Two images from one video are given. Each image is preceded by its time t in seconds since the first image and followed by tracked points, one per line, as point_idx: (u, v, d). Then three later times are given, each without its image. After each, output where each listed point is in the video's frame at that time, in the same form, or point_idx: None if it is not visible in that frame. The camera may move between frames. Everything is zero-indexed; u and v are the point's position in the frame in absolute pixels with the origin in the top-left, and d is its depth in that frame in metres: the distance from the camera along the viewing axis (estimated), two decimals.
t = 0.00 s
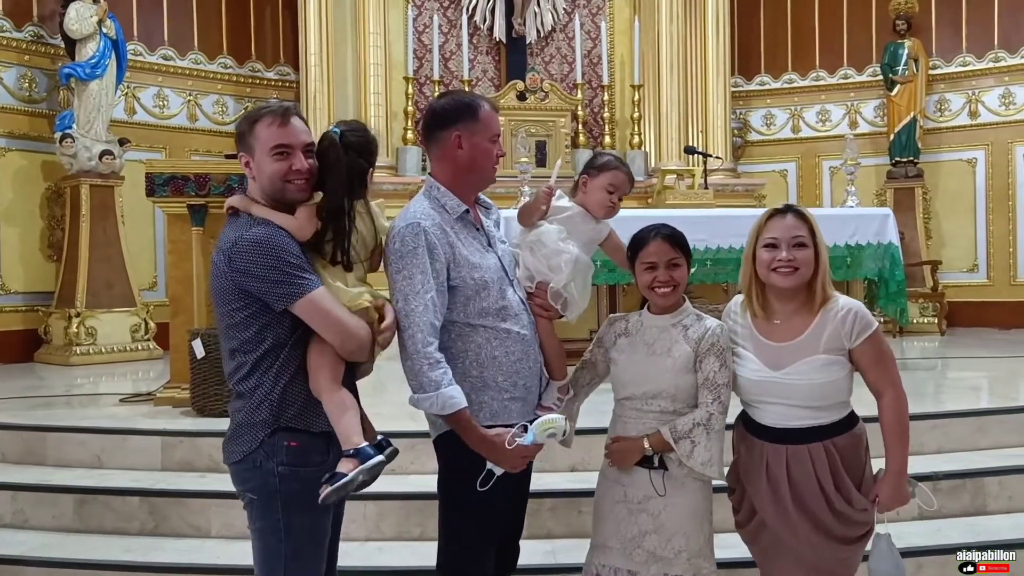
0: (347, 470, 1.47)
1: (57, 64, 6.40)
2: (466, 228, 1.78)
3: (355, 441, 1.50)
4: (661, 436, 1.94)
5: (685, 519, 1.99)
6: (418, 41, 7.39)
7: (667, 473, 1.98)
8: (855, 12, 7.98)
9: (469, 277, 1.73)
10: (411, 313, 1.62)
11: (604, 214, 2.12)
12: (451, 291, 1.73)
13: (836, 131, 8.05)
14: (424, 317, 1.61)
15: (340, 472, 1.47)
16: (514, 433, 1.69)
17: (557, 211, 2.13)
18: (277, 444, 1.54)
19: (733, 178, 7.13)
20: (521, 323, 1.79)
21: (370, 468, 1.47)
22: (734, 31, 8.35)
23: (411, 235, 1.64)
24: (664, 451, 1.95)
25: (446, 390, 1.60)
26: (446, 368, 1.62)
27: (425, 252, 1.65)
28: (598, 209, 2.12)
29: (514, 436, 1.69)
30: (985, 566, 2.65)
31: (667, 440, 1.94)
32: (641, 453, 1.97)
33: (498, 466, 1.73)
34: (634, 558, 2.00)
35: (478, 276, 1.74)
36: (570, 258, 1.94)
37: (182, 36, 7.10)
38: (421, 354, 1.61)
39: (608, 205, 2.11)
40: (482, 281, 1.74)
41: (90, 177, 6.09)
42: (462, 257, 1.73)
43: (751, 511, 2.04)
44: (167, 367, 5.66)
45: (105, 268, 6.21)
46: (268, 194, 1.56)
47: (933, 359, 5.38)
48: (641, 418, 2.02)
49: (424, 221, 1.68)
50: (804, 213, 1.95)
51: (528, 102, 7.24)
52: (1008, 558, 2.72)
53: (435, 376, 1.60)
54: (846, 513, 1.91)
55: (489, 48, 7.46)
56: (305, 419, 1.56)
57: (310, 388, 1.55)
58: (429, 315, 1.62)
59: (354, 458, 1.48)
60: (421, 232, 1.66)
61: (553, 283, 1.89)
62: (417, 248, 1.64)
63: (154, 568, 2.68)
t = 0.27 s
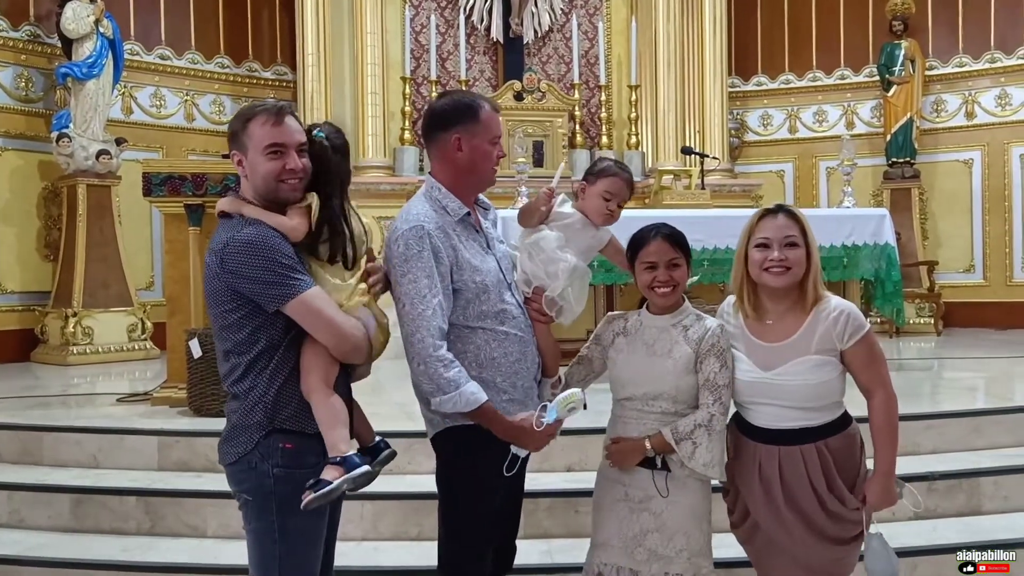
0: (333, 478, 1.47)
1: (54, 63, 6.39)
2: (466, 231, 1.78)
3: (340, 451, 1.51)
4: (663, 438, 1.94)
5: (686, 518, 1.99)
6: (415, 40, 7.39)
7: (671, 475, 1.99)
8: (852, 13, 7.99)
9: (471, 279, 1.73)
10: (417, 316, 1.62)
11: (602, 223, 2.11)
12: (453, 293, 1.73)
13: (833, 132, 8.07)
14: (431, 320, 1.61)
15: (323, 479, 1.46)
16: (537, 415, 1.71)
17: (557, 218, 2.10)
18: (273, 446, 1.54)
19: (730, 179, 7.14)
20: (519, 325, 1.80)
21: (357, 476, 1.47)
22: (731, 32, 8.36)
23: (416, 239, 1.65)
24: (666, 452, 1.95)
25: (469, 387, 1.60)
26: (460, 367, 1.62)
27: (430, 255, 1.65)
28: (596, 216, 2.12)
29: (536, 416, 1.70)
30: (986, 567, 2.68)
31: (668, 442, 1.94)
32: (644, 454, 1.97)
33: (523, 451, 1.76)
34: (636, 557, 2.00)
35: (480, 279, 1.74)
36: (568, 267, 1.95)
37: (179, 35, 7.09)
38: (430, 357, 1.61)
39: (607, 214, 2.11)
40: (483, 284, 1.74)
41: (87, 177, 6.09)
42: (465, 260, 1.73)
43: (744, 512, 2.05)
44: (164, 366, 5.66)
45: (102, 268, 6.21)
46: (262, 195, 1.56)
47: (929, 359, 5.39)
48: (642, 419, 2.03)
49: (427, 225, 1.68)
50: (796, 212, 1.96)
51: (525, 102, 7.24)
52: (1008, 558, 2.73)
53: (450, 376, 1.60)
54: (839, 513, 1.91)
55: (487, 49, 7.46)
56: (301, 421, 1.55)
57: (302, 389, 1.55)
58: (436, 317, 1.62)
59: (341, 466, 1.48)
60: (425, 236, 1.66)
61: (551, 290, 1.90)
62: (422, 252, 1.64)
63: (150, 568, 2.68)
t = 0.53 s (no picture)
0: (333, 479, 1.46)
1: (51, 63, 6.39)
2: (466, 233, 1.78)
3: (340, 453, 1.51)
4: (662, 439, 1.94)
5: (686, 518, 2.00)
6: (413, 40, 7.39)
7: (671, 476, 1.99)
8: (848, 14, 8.01)
9: (473, 283, 1.73)
10: (422, 319, 1.61)
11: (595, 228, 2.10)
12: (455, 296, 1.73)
13: (830, 132, 8.08)
14: (438, 323, 1.61)
15: (324, 480, 1.45)
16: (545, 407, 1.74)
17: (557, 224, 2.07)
18: (273, 446, 1.54)
19: (727, 179, 7.15)
20: (519, 326, 1.81)
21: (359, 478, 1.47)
22: (728, 32, 8.37)
23: (419, 242, 1.64)
24: (665, 453, 1.96)
25: (480, 389, 1.61)
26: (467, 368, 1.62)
27: (433, 258, 1.65)
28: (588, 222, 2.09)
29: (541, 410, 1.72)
30: (986, 568, 2.70)
31: (667, 442, 1.94)
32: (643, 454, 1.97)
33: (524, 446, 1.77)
34: (637, 556, 2.01)
35: (481, 281, 1.74)
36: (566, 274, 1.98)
37: (176, 34, 7.09)
38: (439, 360, 1.59)
39: (600, 218, 2.08)
40: (484, 287, 1.75)
41: (84, 176, 6.08)
42: (466, 263, 1.73)
43: (738, 511, 2.05)
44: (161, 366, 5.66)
45: (99, 268, 6.20)
46: (259, 198, 1.56)
47: (925, 359, 5.40)
48: (641, 420, 2.03)
49: (429, 228, 1.67)
50: (791, 212, 1.96)
51: (522, 102, 7.24)
52: (1009, 558, 2.74)
53: (462, 378, 1.60)
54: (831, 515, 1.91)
55: (484, 49, 7.47)
56: (302, 421, 1.56)
57: (301, 390, 1.55)
58: (442, 320, 1.62)
59: (343, 467, 1.47)
60: (428, 239, 1.66)
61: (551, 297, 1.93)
62: (425, 256, 1.63)
63: (147, 567, 2.68)
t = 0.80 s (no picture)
0: (318, 485, 1.48)
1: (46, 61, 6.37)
2: (466, 234, 1.77)
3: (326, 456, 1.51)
4: (656, 439, 1.94)
5: (682, 517, 2.00)
6: (409, 39, 7.39)
7: (665, 476, 1.99)
8: (845, 14, 8.02)
9: (472, 285, 1.73)
10: (418, 322, 1.60)
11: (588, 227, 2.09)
12: (453, 297, 1.73)
13: (827, 132, 8.09)
14: (434, 325, 1.61)
15: (307, 485, 1.46)
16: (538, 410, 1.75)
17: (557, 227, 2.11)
18: (270, 445, 1.54)
19: (723, 178, 7.16)
20: (519, 328, 1.81)
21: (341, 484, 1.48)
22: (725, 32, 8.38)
23: (418, 243, 1.64)
24: (660, 452, 1.96)
25: (476, 391, 1.60)
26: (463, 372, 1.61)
27: (432, 260, 1.64)
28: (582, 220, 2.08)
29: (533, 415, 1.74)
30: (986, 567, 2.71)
31: (661, 442, 1.94)
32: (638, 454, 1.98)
33: (521, 449, 1.76)
34: (632, 555, 2.01)
35: (480, 283, 1.74)
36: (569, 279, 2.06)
37: (172, 33, 7.07)
38: (434, 363, 1.59)
39: (593, 218, 2.06)
40: (484, 288, 1.74)
41: (80, 175, 6.06)
42: (466, 264, 1.73)
43: (733, 511, 2.05)
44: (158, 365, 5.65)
45: (95, 267, 6.19)
46: (258, 197, 1.56)
47: (921, 358, 5.41)
48: (637, 419, 2.03)
49: (429, 229, 1.67)
50: (794, 211, 1.96)
51: (519, 102, 7.24)
52: (1009, 558, 2.75)
53: (457, 381, 1.60)
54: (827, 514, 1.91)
55: (481, 48, 7.46)
56: (299, 420, 1.56)
57: (298, 390, 1.54)
58: (439, 322, 1.62)
59: (325, 473, 1.48)
60: (427, 240, 1.65)
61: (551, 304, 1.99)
62: (424, 257, 1.63)
63: (143, 567, 2.68)
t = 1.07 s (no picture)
0: (321, 486, 1.48)
1: (41, 60, 6.36)
2: (466, 236, 1.77)
3: (328, 457, 1.51)
4: (650, 439, 1.95)
5: (676, 517, 2.00)
6: (405, 39, 7.38)
7: (659, 476, 1.99)
8: (840, 14, 8.03)
9: (472, 287, 1.73)
10: (417, 324, 1.60)
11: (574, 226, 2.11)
12: (454, 300, 1.72)
13: (822, 132, 8.10)
14: (432, 328, 1.60)
15: (311, 486, 1.47)
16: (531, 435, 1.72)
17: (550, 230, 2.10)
18: (265, 444, 1.54)
19: (719, 178, 7.16)
20: (519, 332, 1.80)
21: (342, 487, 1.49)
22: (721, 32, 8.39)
23: (417, 245, 1.64)
24: (654, 452, 1.96)
25: (467, 401, 1.60)
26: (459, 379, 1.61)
27: (432, 262, 1.64)
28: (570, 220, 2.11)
29: (528, 436, 1.72)
30: (986, 567, 2.71)
31: (656, 442, 1.94)
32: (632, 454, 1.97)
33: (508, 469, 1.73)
34: (626, 554, 2.01)
35: (481, 286, 1.74)
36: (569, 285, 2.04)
37: (168, 31, 7.06)
38: (430, 367, 1.59)
39: (579, 215, 2.09)
40: (484, 291, 1.74)
41: (75, 174, 6.04)
42: (465, 267, 1.72)
43: (734, 510, 2.05)
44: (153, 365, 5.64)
45: (90, 266, 6.17)
46: (255, 197, 1.55)
47: (916, 358, 5.42)
48: (631, 419, 2.04)
49: (429, 231, 1.67)
50: (799, 210, 1.96)
51: (515, 101, 7.23)
52: (1009, 558, 2.76)
53: (450, 388, 1.59)
54: (829, 514, 1.91)
55: (477, 47, 7.46)
56: (294, 420, 1.55)
57: (293, 390, 1.54)
58: (438, 325, 1.62)
59: (328, 475, 1.49)
60: (427, 242, 1.65)
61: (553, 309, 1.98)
62: (423, 259, 1.63)
63: (138, 567, 2.67)
